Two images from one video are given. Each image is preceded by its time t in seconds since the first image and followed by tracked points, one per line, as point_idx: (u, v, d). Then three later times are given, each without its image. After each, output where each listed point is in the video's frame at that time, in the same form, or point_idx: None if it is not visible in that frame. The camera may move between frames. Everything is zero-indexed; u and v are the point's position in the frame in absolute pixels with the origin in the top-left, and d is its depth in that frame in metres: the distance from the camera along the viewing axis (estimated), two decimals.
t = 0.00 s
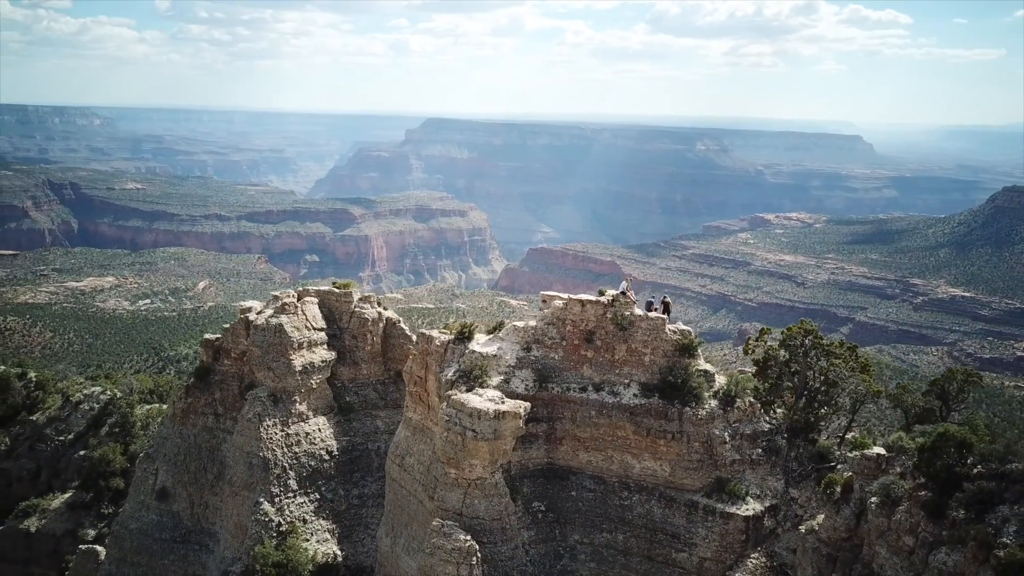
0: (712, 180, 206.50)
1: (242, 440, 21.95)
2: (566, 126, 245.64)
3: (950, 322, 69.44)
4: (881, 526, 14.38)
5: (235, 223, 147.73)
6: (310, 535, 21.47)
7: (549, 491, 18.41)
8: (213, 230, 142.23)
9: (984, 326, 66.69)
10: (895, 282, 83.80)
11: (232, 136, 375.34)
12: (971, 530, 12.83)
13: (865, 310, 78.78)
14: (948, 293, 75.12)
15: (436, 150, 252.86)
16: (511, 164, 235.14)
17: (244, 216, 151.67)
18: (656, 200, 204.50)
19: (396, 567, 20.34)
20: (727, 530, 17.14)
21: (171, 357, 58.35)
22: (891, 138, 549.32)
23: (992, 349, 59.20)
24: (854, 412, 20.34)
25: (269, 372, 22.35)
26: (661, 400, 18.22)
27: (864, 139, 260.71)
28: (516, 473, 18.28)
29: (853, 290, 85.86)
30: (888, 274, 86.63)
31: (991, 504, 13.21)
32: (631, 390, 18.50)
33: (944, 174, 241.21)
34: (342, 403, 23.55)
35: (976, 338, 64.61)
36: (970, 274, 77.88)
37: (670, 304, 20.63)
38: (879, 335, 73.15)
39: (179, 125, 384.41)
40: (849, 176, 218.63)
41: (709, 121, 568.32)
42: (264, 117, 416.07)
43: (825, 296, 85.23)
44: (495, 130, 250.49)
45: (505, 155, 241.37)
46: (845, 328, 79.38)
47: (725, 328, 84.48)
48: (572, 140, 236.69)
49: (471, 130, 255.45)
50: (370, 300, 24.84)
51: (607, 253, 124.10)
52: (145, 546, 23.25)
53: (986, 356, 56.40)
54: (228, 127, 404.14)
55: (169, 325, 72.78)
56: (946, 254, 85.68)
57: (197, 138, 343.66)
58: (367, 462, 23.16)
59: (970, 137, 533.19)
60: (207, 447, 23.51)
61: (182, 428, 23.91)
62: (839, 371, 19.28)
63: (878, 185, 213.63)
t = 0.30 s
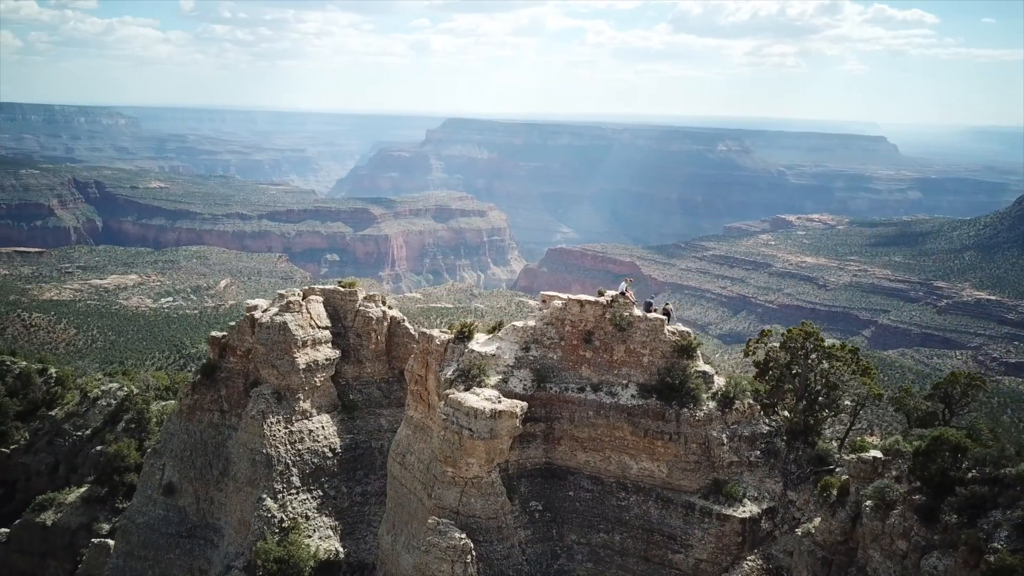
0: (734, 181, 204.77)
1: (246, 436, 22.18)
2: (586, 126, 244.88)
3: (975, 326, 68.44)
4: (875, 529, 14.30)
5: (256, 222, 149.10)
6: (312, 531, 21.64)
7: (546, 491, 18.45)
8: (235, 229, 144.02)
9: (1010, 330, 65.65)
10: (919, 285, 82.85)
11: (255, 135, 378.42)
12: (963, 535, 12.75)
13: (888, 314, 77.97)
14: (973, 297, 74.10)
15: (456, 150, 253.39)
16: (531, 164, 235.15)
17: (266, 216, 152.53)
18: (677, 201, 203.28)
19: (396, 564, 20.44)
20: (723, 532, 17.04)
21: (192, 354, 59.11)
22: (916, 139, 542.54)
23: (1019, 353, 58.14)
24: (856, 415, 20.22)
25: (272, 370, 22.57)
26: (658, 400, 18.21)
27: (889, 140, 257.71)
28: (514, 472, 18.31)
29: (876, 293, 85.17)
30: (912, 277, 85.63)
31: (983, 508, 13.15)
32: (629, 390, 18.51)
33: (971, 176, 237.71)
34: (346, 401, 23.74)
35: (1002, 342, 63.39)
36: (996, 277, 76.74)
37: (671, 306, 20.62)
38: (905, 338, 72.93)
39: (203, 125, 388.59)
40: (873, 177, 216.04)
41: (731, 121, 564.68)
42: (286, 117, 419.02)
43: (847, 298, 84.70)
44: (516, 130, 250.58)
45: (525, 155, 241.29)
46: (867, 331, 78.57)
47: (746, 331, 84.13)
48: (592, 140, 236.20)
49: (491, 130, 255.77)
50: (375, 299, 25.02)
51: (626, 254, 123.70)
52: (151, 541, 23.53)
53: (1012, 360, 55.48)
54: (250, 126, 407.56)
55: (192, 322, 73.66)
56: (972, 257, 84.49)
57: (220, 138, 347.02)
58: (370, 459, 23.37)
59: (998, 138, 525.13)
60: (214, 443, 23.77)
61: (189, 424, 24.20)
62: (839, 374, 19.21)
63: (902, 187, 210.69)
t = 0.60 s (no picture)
0: (756, 181, 203.00)
1: (251, 432, 22.43)
2: (607, 126, 244.10)
3: (1001, 329, 67.57)
4: (870, 531, 14.21)
5: (277, 221, 150.50)
6: (316, 527, 21.84)
7: (545, 489, 18.53)
8: (257, 227, 145.49)
9: None
10: (943, 287, 81.99)
11: (277, 134, 381.17)
12: (953, 537, 12.74)
13: (911, 317, 77.24)
14: (998, 300, 73.20)
15: (476, 150, 253.83)
16: (551, 164, 235.02)
17: (287, 214, 154.46)
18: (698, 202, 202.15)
19: (397, 560, 20.60)
20: (721, 532, 17.02)
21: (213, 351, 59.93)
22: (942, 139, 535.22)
23: None
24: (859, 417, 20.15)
25: (278, 367, 22.83)
26: (657, 399, 18.25)
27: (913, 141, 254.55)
28: (513, 470, 18.40)
29: (900, 295, 84.42)
30: (936, 279, 84.71)
31: (976, 511, 13.11)
32: (628, 389, 18.56)
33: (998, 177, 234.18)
34: (351, 398, 23.94)
35: None
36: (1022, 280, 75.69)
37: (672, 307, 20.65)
38: (929, 341, 72.28)
39: (226, 123, 391.93)
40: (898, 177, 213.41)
41: (753, 121, 560.87)
42: (308, 116, 421.53)
43: (870, 300, 83.90)
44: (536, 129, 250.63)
45: (545, 155, 241.18)
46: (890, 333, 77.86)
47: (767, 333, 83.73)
48: (612, 140, 235.61)
49: (512, 130, 255.95)
50: (381, 298, 25.22)
51: (646, 254, 123.34)
52: (159, 534, 23.88)
53: None
54: (272, 125, 410.63)
55: (214, 319, 74.53)
56: (998, 260, 83.43)
57: (243, 136, 350.00)
58: (375, 456, 23.59)
59: None
60: (221, 438, 24.10)
61: (197, 418, 24.50)
62: (840, 375, 19.14)
63: (927, 188, 207.94)
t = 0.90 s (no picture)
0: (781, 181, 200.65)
1: (259, 428, 22.62)
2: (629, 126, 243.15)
3: None
4: (870, 535, 14.14)
5: (300, 219, 151.93)
6: (322, 523, 21.97)
7: (547, 489, 18.49)
8: (279, 225, 146.71)
9: None
10: (970, 290, 80.79)
11: (300, 134, 383.86)
12: (953, 544, 12.68)
13: (937, 319, 76.30)
14: None
15: (498, 150, 254.46)
16: (573, 163, 234.66)
17: (310, 212, 156.11)
18: (722, 202, 200.61)
19: (401, 557, 20.69)
20: (722, 535, 16.92)
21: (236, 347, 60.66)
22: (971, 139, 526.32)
23: None
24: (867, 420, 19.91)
25: (286, 364, 23.02)
26: (660, 401, 18.17)
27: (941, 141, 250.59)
28: (515, 470, 18.38)
29: (926, 297, 83.32)
30: (963, 282, 83.46)
31: (976, 518, 13.09)
32: (631, 390, 18.51)
33: None
34: (358, 396, 24.09)
35: None
36: None
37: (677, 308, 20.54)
38: (955, 344, 71.31)
39: (250, 122, 395.41)
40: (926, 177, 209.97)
41: (777, 121, 556.33)
42: (331, 116, 423.96)
43: (896, 303, 82.89)
44: (558, 129, 250.36)
45: (567, 154, 240.80)
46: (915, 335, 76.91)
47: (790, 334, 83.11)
48: (635, 139, 234.58)
49: (534, 129, 256.01)
50: (389, 296, 25.33)
51: (668, 254, 122.76)
52: (170, 528, 24.17)
53: None
54: (296, 125, 413.55)
55: (237, 316, 75.27)
56: None
57: (268, 135, 352.87)
58: (381, 454, 23.72)
59: None
60: (230, 434, 24.33)
61: (207, 415, 24.73)
62: (846, 378, 18.98)
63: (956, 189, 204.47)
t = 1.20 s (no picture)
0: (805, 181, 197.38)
1: (267, 429, 22.60)
2: (652, 126, 242.02)
3: None
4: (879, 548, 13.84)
5: (323, 218, 153.14)
6: (329, 525, 21.93)
7: (552, 494, 18.26)
8: (302, 224, 147.81)
9: None
10: (998, 293, 79.51)
11: (323, 133, 386.21)
12: (964, 560, 12.38)
13: (964, 323, 75.18)
14: None
15: (520, 150, 254.95)
16: (594, 163, 234.04)
17: (332, 212, 157.03)
18: (745, 203, 199.00)
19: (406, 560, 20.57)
20: (729, 543, 16.59)
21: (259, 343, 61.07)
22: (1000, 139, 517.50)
23: None
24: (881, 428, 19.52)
25: (295, 365, 23.03)
26: (667, 406, 17.89)
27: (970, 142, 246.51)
28: (520, 475, 18.18)
29: (953, 301, 82.00)
30: (991, 285, 82.11)
31: (988, 532, 12.80)
32: (638, 395, 18.25)
33: None
34: (366, 397, 24.00)
35: None
36: None
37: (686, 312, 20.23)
38: (982, 347, 70.13)
39: (274, 122, 398.47)
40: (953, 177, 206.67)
41: (802, 121, 550.66)
42: (354, 116, 426.15)
43: (921, 305, 81.74)
44: (580, 129, 249.85)
45: (589, 154, 240.19)
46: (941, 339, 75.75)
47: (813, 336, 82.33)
48: (657, 139, 233.27)
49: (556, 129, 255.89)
50: (398, 297, 25.20)
51: (690, 255, 121.99)
52: (179, 528, 24.23)
53: None
54: (318, 124, 415.94)
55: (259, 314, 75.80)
56: None
57: (291, 135, 355.25)
58: (389, 456, 23.63)
59: None
60: (239, 435, 24.36)
61: (216, 415, 24.77)
62: (858, 384, 18.61)
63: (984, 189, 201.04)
